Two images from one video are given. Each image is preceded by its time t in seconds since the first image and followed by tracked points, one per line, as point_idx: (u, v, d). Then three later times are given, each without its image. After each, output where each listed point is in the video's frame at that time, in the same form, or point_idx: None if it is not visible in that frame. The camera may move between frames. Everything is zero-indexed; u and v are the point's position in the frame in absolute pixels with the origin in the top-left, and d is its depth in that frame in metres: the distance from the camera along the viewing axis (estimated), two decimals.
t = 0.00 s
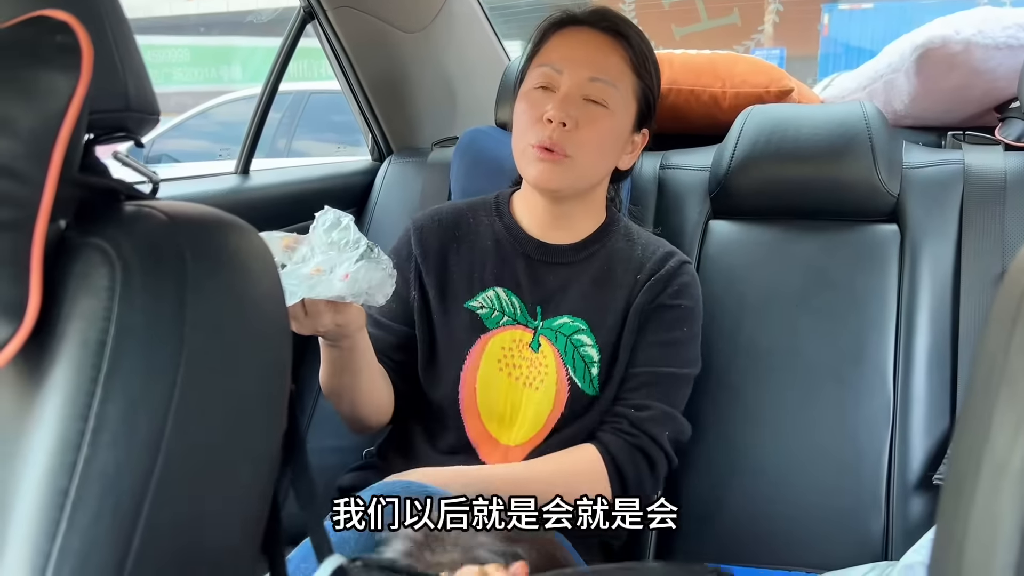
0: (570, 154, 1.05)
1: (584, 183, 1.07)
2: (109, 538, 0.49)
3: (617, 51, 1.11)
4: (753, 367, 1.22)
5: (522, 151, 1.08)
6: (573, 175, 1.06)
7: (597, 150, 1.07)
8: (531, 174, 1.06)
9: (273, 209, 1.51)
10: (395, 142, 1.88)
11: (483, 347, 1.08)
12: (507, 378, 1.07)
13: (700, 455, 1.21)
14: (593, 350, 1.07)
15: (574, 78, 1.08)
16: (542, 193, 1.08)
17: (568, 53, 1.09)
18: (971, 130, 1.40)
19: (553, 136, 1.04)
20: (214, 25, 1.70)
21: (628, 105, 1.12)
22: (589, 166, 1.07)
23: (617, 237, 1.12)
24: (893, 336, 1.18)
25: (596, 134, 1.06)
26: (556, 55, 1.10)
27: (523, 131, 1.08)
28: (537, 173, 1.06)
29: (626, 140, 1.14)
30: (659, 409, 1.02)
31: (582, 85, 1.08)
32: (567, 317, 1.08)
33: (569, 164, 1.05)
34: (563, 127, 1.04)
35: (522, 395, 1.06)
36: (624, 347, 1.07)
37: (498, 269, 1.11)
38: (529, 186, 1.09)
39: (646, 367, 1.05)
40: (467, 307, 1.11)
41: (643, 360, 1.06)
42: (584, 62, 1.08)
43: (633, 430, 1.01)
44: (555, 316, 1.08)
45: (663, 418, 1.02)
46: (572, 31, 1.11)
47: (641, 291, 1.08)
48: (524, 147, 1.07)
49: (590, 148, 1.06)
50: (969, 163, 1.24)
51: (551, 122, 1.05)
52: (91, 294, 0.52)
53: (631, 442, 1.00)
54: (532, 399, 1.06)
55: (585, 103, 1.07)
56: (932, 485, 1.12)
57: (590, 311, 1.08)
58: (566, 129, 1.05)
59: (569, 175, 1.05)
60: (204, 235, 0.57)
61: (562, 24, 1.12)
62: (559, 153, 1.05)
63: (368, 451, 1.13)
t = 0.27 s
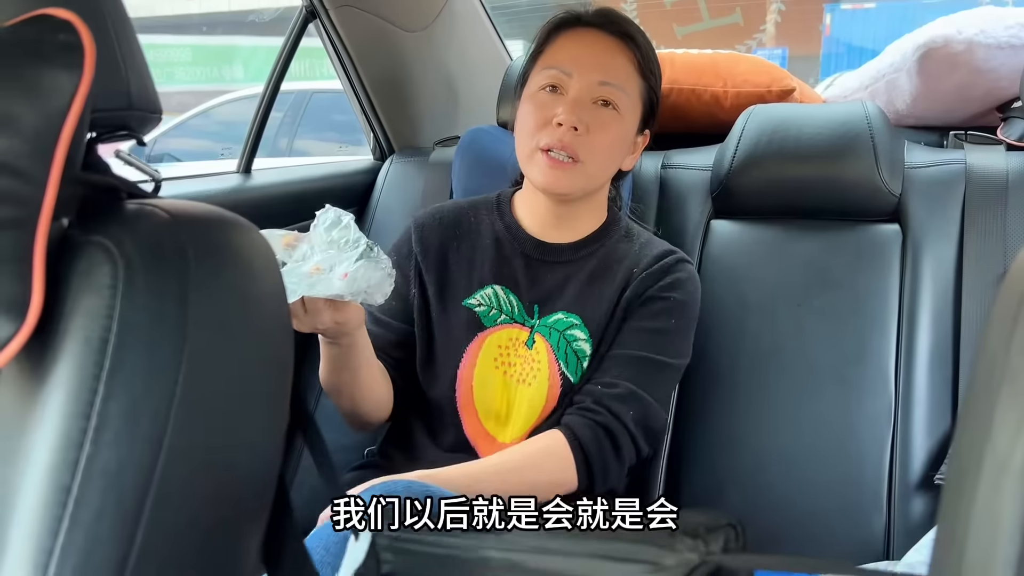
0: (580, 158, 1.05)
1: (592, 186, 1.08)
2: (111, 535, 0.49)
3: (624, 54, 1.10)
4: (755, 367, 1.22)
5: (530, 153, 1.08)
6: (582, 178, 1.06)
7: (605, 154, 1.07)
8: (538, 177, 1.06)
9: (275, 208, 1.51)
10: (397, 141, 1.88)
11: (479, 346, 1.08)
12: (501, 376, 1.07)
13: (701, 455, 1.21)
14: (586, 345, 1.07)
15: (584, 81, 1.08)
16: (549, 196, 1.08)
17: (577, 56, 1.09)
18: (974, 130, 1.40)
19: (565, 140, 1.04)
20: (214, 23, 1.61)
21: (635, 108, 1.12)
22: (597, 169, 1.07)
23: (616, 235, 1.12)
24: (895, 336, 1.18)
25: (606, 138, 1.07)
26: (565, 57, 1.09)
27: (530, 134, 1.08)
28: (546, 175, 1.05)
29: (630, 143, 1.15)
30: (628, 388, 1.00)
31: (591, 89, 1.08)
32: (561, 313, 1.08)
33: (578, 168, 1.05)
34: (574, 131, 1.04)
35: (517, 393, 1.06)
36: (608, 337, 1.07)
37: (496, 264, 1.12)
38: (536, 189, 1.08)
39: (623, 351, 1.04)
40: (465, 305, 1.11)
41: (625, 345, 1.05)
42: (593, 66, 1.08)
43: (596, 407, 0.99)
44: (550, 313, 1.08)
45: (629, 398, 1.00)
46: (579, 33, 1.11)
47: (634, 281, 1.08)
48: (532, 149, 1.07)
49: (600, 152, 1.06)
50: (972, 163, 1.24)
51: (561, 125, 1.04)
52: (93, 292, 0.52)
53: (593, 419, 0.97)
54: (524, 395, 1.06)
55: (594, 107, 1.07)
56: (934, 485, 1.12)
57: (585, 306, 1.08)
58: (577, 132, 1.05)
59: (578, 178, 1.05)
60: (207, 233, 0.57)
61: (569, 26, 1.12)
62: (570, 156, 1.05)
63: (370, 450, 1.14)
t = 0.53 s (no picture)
0: (582, 162, 1.06)
1: (592, 188, 1.08)
2: (112, 533, 0.49)
3: (629, 57, 1.10)
4: (756, 366, 1.22)
5: (533, 155, 1.08)
6: (583, 181, 1.06)
7: (606, 158, 1.08)
8: (540, 178, 1.07)
9: (276, 207, 1.51)
10: (398, 141, 1.88)
11: (473, 343, 1.08)
12: (496, 372, 1.06)
13: (702, 454, 1.21)
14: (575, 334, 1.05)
15: (588, 85, 1.07)
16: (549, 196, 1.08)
17: (580, 58, 1.08)
18: (976, 130, 1.40)
19: (567, 145, 1.05)
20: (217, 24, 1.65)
21: (637, 110, 1.12)
22: (598, 172, 1.08)
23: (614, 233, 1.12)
24: (897, 336, 1.18)
25: (608, 143, 1.07)
26: (570, 60, 1.08)
27: (534, 136, 1.08)
28: (548, 176, 1.06)
29: (632, 145, 1.15)
30: (609, 365, 0.98)
31: (595, 94, 1.07)
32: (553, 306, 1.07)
33: (580, 172, 1.06)
34: (577, 136, 1.04)
35: (508, 385, 1.05)
36: (595, 317, 1.06)
37: (492, 261, 1.11)
38: (536, 188, 1.09)
39: (606, 331, 1.02)
40: (461, 302, 1.11)
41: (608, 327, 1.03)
42: (598, 69, 1.07)
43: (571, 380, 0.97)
44: (542, 306, 1.07)
45: (603, 368, 0.98)
46: (583, 34, 1.10)
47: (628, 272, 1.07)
48: (535, 151, 1.07)
49: (601, 156, 1.07)
50: (974, 163, 1.24)
51: (564, 130, 1.05)
52: (95, 290, 0.52)
53: (567, 391, 0.96)
54: (517, 386, 1.05)
55: (597, 112, 1.07)
56: (935, 485, 1.11)
57: (575, 297, 1.07)
58: (580, 136, 1.05)
59: (580, 180, 1.06)
60: (208, 232, 0.57)
61: (573, 27, 1.11)
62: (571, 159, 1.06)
63: (371, 449, 1.14)
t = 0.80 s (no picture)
0: (580, 159, 1.06)
1: (589, 184, 1.08)
2: (116, 530, 0.49)
3: (624, 52, 1.10)
4: (757, 366, 1.22)
5: (529, 151, 1.08)
6: (582, 177, 1.06)
7: (604, 155, 1.07)
8: (538, 175, 1.06)
9: (278, 207, 1.51)
10: (400, 140, 1.88)
11: (476, 347, 1.09)
12: (499, 375, 1.08)
13: (703, 453, 1.21)
14: (586, 342, 1.06)
15: (585, 81, 1.07)
16: (547, 193, 1.08)
17: (576, 54, 1.08)
18: (978, 129, 1.40)
19: (566, 140, 1.04)
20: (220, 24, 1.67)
21: (633, 105, 1.12)
22: (596, 168, 1.07)
23: (613, 232, 1.12)
24: (898, 335, 1.18)
25: (606, 139, 1.07)
26: (566, 56, 1.08)
27: (531, 134, 1.07)
28: (545, 172, 1.06)
29: (627, 142, 1.15)
30: (671, 393, 0.98)
31: (591, 89, 1.07)
32: (559, 313, 1.07)
33: (578, 168, 1.06)
34: (576, 131, 1.04)
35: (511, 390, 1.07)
36: (615, 328, 1.05)
37: (491, 266, 1.11)
38: (533, 186, 1.08)
39: (643, 351, 1.01)
40: (461, 307, 1.11)
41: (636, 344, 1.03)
42: (594, 65, 1.07)
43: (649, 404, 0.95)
44: (548, 312, 1.07)
45: (673, 401, 0.97)
46: (579, 31, 1.10)
47: (636, 277, 1.07)
48: (532, 149, 1.07)
49: (599, 152, 1.07)
50: (975, 162, 1.24)
51: (562, 126, 1.04)
52: (98, 288, 0.52)
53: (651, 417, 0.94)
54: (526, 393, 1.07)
55: (595, 109, 1.07)
56: (937, 483, 1.11)
57: (582, 304, 1.07)
58: (578, 132, 1.04)
59: (578, 176, 1.06)
60: (210, 230, 0.57)
61: (569, 23, 1.11)
62: (570, 155, 1.05)
63: (373, 448, 1.14)
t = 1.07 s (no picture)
0: (593, 152, 1.06)
1: (602, 178, 1.08)
2: (117, 530, 0.49)
3: (620, 45, 1.11)
4: (758, 366, 1.22)
5: (540, 154, 1.08)
6: (594, 172, 1.06)
7: (615, 146, 1.08)
8: (551, 174, 1.06)
9: (278, 207, 1.51)
10: (401, 140, 1.88)
11: (490, 346, 1.08)
12: (515, 374, 1.06)
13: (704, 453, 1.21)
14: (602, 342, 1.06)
15: (585, 75, 1.07)
16: (560, 193, 1.08)
17: (572, 51, 1.09)
18: (979, 128, 1.40)
19: (577, 136, 1.04)
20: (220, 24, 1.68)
21: (634, 96, 1.13)
22: (608, 161, 1.08)
23: (624, 231, 1.13)
24: (900, 334, 1.18)
25: (614, 130, 1.07)
26: (561, 55, 1.09)
27: (539, 136, 1.07)
28: (558, 172, 1.06)
29: (632, 132, 1.15)
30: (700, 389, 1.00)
31: (592, 83, 1.07)
32: (575, 313, 1.08)
33: (592, 162, 1.06)
34: (584, 126, 1.04)
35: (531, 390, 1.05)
36: (636, 336, 1.07)
37: (504, 265, 1.12)
38: (546, 187, 1.08)
39: (666, 349, 1.03)
40: (474, 306, 1.10)
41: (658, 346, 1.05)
42: (592, 60, 1.08)
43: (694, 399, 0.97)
44: (563, 311, 1.08)
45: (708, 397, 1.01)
46: (572, 28, 1.11)
47: (663, 278, 1.09)
48: (542, 150, 1.07)
49: (609, 145, 1.07)
50: (977, 162, 1.24)
51: (570, 122, 1.05)
52: (99, 288, 0.52)
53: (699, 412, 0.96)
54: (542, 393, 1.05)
55: (598, 101, 1.07)
56: (938, 483, 1.12)
57: (597, 304, 1.08)
58: (586, 126, 1.05)
59: (590, 172, 1.06)
60: (212, 230, 0.57)
61: (558, 23, 1.12)
62: (581, 151, 1.06)
63: (373, 448, 1.14)
